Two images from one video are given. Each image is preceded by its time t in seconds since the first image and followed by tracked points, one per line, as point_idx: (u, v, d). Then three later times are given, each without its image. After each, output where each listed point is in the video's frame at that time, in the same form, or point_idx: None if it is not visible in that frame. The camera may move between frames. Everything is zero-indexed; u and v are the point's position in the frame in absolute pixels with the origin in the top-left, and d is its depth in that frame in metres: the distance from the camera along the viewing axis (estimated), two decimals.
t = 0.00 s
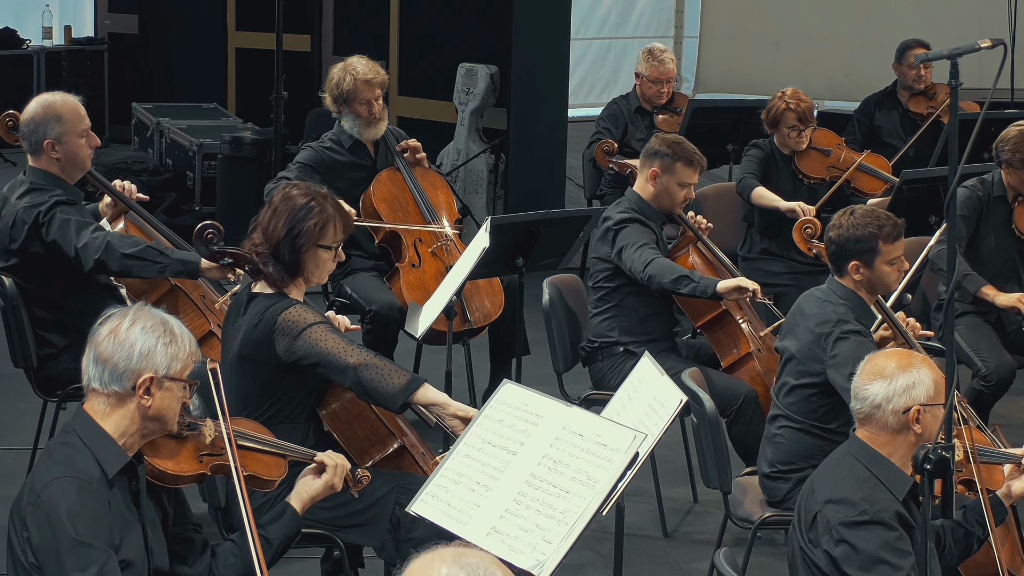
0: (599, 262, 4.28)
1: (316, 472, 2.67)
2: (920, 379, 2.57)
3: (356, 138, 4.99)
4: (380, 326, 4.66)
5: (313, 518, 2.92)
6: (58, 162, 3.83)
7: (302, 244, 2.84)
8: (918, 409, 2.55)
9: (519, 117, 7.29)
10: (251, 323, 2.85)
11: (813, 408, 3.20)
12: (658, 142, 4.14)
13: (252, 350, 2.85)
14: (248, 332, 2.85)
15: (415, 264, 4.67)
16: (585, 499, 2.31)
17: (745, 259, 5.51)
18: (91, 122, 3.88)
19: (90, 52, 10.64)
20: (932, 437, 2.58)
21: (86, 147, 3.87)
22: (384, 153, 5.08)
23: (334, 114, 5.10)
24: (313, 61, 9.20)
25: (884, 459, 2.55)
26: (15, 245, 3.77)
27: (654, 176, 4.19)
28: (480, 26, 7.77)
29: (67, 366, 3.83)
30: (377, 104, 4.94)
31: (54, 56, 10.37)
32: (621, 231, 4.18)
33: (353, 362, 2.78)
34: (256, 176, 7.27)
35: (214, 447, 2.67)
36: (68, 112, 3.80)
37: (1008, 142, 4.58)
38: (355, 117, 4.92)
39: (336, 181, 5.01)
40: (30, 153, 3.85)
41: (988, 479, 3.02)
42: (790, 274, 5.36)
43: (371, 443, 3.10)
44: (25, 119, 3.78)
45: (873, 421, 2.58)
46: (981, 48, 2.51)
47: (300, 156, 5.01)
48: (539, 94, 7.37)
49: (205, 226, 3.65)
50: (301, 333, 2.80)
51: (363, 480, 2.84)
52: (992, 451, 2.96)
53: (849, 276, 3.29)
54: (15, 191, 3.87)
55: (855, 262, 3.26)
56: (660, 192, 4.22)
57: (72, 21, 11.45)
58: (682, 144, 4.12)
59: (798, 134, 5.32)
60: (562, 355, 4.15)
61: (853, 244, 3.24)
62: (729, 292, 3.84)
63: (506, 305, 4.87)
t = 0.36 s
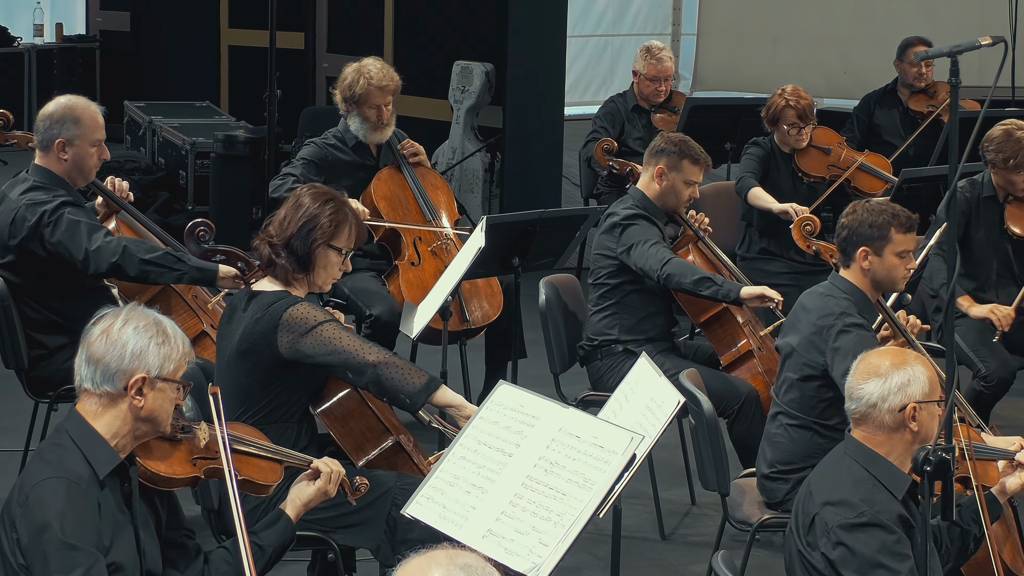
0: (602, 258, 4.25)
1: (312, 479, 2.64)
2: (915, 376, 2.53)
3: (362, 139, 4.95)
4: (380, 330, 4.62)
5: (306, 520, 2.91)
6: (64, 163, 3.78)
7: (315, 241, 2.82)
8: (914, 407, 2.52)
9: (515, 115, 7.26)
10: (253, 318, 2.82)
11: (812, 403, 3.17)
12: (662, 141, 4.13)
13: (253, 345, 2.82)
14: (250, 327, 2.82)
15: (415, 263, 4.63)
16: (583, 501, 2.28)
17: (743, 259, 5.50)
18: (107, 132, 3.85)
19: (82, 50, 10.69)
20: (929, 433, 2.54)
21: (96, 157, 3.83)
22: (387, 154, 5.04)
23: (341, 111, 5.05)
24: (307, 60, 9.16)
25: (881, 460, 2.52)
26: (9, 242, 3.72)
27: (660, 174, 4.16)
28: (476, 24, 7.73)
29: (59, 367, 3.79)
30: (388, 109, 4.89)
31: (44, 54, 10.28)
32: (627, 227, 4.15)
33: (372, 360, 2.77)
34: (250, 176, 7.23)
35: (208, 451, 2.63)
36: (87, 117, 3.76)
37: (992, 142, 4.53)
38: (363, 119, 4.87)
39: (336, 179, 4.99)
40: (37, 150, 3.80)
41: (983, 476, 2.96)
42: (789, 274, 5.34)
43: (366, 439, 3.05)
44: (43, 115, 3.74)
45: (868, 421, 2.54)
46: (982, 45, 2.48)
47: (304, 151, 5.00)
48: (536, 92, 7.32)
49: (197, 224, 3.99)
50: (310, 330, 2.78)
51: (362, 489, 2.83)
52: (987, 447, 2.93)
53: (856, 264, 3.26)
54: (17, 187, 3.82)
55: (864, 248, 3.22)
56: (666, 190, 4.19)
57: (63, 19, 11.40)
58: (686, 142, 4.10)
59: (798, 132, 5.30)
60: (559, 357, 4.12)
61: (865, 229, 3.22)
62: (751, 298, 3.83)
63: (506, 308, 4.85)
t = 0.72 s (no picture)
0: (596, 260, 4.21)
1: (307, 484, 2.63)
2: (908, 372, 2.50)
3: (366, 136, 4.90)
4: (378, 330, 4.60)
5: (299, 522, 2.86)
6: (60, 162, 3.74)
7: (305, 230, 2.79)
8: (909, 404, 2.49)
9: (510, 114, 7.23)
10: (247, 315, 2.78)
11: (812, 397, 3.13)
12: (642, 136, 4.11)
13: (251, 339, 2.78)
14: (245, 324, 2.78)
15: (415, 261, 4.59)
16: (579, 503, 2.25)
17: (742, 259, 5.45)
18: (108, 139, 3.80)
19: (72, 47, 10.67)
20: (924, 430, 2.52)
21: (93, 162, 3.78)
22: (389, 152, 5.00)
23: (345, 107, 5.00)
24: (300, 57, 9.13)
25: (879, 461, 2.49)
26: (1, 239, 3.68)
27: (642, 170, 4.14)
28: (472, 21, 7.70)
29: (50, 368, 3.76)
30: (392, 105, 4.84)
31: (35, 51, 10.19)
32: (619, 230, 4.11)
33: (388, 360, 2.79)
34: (243, 174, 7.20)
35: (200, 453, 2.60)
36: (91, 120, 3.72)
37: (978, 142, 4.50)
38: (368, 114, 4.81)
39: (338, 177, 4.94)
40: (35, 148, 3.76)
41: (981, 472, 2.90)
42: (792, 273, 5.30)
43: (363, 435, 3.02)
44: (48, 114, 3.71)
45: (864, 420, 2.52)
46: (982, 42, 2.46)
47: (309, 145, 4.91)
48: (532, 90, 7.28)
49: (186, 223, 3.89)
50: (317, 326, 2.76)
51: (356, 491, 2.78)
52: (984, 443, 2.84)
53: (860, 254, 3.23)
54: (12, 184, 3.78)
55: (870, 238, 3.20)
56: (650, 186, 4.16)
57: (54, 17, 11.36)
58: (665, 135, 4.09)
59: (797, 128, 5.27)
60: (555, 358, 4.09)
61: (872, 219, 3.19)
62: (755, 300, 3.93)
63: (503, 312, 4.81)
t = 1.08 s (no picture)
0: (593, 261, 4.18)
1: (299, 478, 2.59)
2: (912, 376, 2.48)
3: (362, 131, 4.88)
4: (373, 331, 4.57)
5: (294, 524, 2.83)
6: (52, 161, 3.70)
7: (285, 224, 2.77)
8: (911, 408, 2.46)
9: (506, 113, 7.19)
10: (239, 315, 2.75)
11: (813, 397, 3.11)
12: (636, 134, 4.09)
13: (244, 338, 2.75)
14: (237, 324, 2.75)
15: (412, 259, 4.55)
16: (576, 504, 2.22)
17: (740, 259, 5.42)
18: (101, 138, 3.77)
19: (65, 45, 10.63)
20: (924, 434, 2.49)
21: (86, 161, 3.75)
22: (385, 149, 4.98)
23: (340, 105, 4.97)
24: (294, 55, 9.09)
25: (878, 463, 2.46)
26: None
27: (635, 169, 4.12)
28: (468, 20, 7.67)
29: (41, 369, 3.74)
30: (387, 98, 4.80)
31: (28, 50, 10.15)
32: (614, 231, 4.10)
33: (389, 362, 2.83)
34: (236, 173, 7.17)
35: (193, 453, 2.56)
36: (83, 119, 3.69)
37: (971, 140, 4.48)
38: (363, 109, 4.78)
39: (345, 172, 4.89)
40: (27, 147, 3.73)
41: (982, 478, 2.91)
42: (793, 273, 5.27)
43: (359, 436, 2.99)
44: (42, 111, 3.68)
45: (864, 421, 2.49)
46: (982, 40, 2.44)
47: (309, 143, 4.85)
48: (528, 89, 7.25)
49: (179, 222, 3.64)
50: (314, 326, 2.73)
51: (350, 485, 2.77)
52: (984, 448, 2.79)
53: (862, 251, 3.21)
54: (4, 183, 3.74)
55: (873, 234, 3.18)
56: (643, 184, 4.13)
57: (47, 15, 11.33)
58: (659, 134, 4.06)
59: (796, 125, 5.23)
60: (551, 357, 4.05)
61: (875, 214, 3.17)
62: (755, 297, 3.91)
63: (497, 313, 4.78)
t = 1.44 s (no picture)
0: (592, 261, 4.15)
1: (291, 477, 2.56)
2: (914, 379, 2.45)
3: (356, 130, 4.81)
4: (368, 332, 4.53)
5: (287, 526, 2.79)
6: (44, 160, 3.67)
7: (266, 227, 2.73)
8: (911, 410, 2.43)
9: (502, 111, 7.16)
10: (229, 318, 2.71)
11: (813, 397, 3.08)
12: (638, 133, 4.06)
13: (232, 343, 2.71)
14: (226, 327, 2.71)
15: (407, 260, 4.51)
16: (573, 506, 2.19)
17: (738, 259, 5.38)
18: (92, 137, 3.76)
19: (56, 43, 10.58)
20: (925, 438, 2.46)
21: (78, 159, 3.73)
22: (380, 148, 4.94)
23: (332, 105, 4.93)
24: (287, 52, 9.06)
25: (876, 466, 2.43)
26: None
27: (638, 168, 4.09)
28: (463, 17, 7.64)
29: (31, 370, 3.70)
30: (380, 96, 4.76)
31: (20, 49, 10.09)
32: (616, 229, 4.07)
33: (378, 392, 2.83)
34: (228, 172, 7.14)
35: (184, 454, 2.52)
36: (74, 117, 3.69)
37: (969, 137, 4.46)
38: (356, 108, 4.73)
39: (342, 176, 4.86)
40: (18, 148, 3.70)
41: (985, 483, 2.83)
42: (794, 272, 5.23)
43: (352, 439, 2.96)
44: (31, 111, 3.66)
45: (864, 423, 2.46)
46: (982, 37, 2.41)
47: (305, 148, 4.80)
48: (524, 87, 7.22)
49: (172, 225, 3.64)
50: (309, 340, 2.73)
51: (345, 484, 2.75)
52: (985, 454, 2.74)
53: (863, 250, 3.18)
54: None
55: (873, 233, 3.15)
56: (645, 183, 4.10)
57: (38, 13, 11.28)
58: (661, 133, 4.04)
59: (796, 123, 5.20)
60: (548, 359, 4.02)
61: (875, 213, 3.15)
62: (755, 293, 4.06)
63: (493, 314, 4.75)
